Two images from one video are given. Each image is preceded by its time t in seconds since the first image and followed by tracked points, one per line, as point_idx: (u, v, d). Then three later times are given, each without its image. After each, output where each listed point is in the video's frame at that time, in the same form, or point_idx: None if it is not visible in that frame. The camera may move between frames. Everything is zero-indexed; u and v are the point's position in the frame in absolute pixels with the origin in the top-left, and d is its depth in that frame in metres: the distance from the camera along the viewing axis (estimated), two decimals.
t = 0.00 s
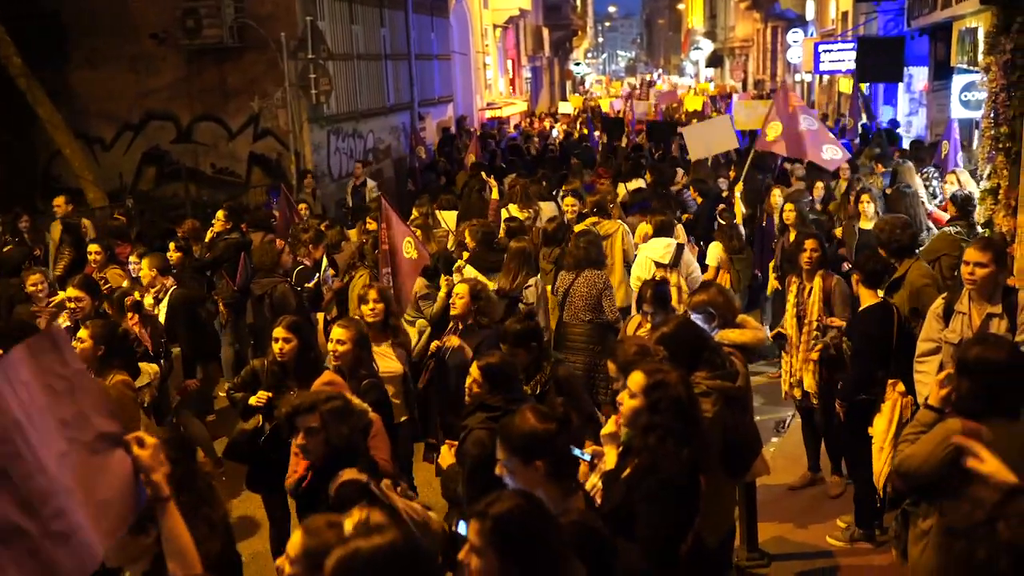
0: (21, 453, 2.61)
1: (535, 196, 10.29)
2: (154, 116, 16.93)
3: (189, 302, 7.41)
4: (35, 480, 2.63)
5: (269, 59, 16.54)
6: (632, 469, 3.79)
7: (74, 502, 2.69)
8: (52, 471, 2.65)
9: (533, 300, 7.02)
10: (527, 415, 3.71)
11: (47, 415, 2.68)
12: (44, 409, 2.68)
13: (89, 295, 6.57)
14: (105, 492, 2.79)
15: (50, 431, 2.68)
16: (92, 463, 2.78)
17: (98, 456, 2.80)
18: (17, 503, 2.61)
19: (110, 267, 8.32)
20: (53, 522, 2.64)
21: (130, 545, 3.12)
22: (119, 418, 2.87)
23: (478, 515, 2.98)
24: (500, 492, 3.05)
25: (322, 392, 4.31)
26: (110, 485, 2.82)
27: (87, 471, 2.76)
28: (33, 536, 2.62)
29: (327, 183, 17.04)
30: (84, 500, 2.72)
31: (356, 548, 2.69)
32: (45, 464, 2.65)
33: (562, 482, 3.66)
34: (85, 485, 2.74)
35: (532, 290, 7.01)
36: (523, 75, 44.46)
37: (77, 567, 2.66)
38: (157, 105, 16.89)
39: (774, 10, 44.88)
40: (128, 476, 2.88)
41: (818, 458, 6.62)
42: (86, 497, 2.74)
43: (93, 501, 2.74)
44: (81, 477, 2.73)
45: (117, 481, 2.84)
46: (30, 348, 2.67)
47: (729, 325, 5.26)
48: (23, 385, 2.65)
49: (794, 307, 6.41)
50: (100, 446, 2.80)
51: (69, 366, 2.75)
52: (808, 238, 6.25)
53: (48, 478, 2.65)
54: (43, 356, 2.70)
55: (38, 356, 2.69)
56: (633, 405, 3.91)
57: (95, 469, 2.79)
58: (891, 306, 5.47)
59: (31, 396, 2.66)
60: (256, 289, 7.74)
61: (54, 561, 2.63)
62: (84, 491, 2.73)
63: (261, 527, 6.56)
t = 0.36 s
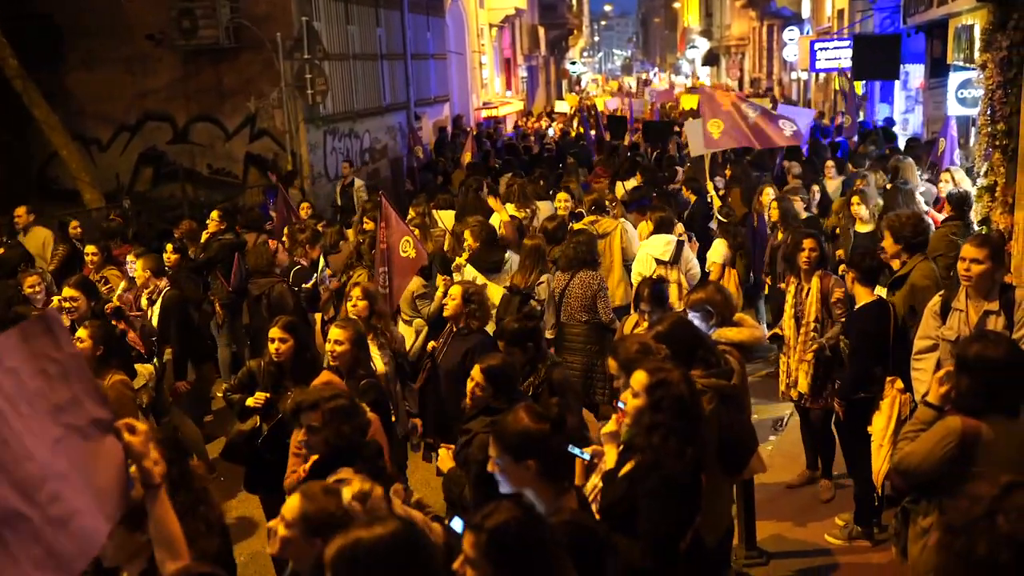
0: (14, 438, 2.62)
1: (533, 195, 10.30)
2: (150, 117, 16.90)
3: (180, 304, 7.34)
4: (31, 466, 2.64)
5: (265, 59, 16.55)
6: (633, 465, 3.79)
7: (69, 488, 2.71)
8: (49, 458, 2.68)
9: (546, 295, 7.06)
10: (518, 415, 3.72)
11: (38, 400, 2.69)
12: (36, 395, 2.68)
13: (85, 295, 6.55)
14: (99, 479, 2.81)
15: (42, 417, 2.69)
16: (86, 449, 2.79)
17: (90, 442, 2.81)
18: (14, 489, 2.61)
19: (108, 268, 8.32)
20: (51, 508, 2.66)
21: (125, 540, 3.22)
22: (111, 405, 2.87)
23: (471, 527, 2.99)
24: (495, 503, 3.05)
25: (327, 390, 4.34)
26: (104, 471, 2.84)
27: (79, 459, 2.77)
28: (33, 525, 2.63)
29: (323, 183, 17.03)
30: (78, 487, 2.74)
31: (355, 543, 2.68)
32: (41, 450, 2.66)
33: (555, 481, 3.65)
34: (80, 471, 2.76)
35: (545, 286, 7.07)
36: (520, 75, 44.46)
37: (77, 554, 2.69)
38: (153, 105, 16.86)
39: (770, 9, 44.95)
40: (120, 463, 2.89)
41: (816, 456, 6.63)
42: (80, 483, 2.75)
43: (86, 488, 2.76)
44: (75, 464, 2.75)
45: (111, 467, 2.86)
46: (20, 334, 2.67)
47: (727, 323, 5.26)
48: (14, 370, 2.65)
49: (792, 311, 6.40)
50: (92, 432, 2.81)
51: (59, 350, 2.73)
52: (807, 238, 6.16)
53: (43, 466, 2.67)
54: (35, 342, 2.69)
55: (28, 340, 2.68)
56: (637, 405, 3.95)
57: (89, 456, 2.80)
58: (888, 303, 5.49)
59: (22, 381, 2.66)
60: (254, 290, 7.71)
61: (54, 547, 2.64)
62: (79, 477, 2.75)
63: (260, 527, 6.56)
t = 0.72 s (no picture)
0: (21, 446, 2.53)
1: (534, 195, 10.31)
2: (151, 118, 16.90)
3: (179, 307, 7.28)
4: (39, 475, 2.55)
5: (266, 60, 16.56)
6: (634, 465, 3.78)
7: (76, 496, 2.63)
8: (54, 467, 2.58)
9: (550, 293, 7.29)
10: (500, 420, 3.70)
11: (45, 408, 2.59)
12: (42, 402, 2.59)
13: (86, 296, 6.55)
14: (103, 486, 2.72)
15: (48, 424, 2.59)
16: (89, 457, 2.70)
17: (91, 449, 2.72)
18: (23, 497, 2.52)
19: (109, 268, 8.34)
20: (58, 517, 2.57)
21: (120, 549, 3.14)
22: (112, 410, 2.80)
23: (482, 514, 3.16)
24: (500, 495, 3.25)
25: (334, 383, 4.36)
26: (106, 479, 2.74)
27: (84, 465, 2.68)
28: (38, 534, 2.53)
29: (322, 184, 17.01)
30: (83, 494, 2.65)
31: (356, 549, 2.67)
32: (44, 459, 2.56)
33: (527, 478, 3.63)
34: (83, 480, 2.66)
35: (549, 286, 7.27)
36: (520, 75, 44.42)
37: (85, 564, 2.60)
38: (154, 107, 16.86)
39: (770, 8, 45.03)
40: (119, 469, 2.79)
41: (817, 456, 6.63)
42: (85, 491, 2.67)
43: (90, 497, 2.66)
44: (79, 472, 2.65)
45: (111, 474, 2.76)
46: (22, 341, 2.57)
47: (728, 322, 5.26)
48: (20, 379, 2.55)
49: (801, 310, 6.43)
50: (95, 440, 2.73)
51: (66, 359, 2.64)
52: (810, 240, 6.25)
53: (51, 474, 2.58)
54: (43, 348, 2.58)
55: (33, 346, 2.58)
56: (638, 405, 3.95)
57: (93, 462, 2.71)
58: (886, 303, 5.49)
59: (28, 389, 2.56)
60: (255, 291, 7.71)
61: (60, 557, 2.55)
62: (85, 485, 2.66)
63: (261, 528, 6.56)
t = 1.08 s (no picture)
0: (49, 438, 2.52)
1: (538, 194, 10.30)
2: (154, 117, 16.83)
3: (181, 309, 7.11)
4: (63, 469, 2.55)
5: (270, 60, 16.65)
6: (639, 462, 3.77)
7: (89, 492, 2.64)
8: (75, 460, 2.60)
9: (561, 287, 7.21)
10: (488, 416, 3.68)
11: (65, 400, 2.61)
12: (62, 395, 2.60)
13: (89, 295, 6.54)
14: (106, 484, 2.73)
15: (66, 420, 2.60)
16: (97, 454, 2.71)
17: (98, 445, 2.73)
18: (51, 490, 2.50)
19: (112, 268, 8.39)
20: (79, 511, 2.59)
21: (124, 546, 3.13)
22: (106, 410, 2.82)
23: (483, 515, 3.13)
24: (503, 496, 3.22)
25: (338, 382, 4.36)
26: (109, 475, 2.76)
27: (93, 458, 2.70)
28: (65, 527, 2.53)
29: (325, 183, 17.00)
30: (96, 489, 2.67)
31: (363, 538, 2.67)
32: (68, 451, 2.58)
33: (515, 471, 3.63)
34: (94, 475, 2.68)
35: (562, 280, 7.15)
36: (522, 74, 44.39)
37: (100, 560, 2.62)
38: (156, 106, 16.85)
39: (773, 7, 45.04)
40: (118, 466, 2.81)
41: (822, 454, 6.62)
42: (96, 486, 2.68)
43: (101, 492, 2.68)
44: (91, 465, 2.67)
45: (112, 470, 2.78)
46: (43, 333, 2.62)
47: (732, 320, 5.24)
48: (43, 370, 2.57)
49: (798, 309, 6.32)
50: (100, 437, 2.74)
51: (74, 353, 2.68)
52: (806, 245, 6.42)
53: (72, 468, 2.58)
54: (60, 340, 2.63)
55: (51, 338, 2.63)
56: (643, 402, 3.87)
57: (99, 460, 2.72)
58: (890, 301, 5.49)
59: (50, 381, 2.58)
60: (258, 290, 7.72)
61: (82, 551, 2.56)
62: (95, 479, 2.68)
63: (266, 527, 6.55)
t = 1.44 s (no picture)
0: (71, 428, 2.59)
1: (551, 192, 10.29)
2: (168, 117, 16.98)
3: (204, 308, 7.22)
4: (92, 455, 2.63)
5: (283, 58, 16.62)
6: (656, 459, 3.77)
7: (120, 477, 2.69)
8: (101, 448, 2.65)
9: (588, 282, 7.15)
10: (514, 415, 3.59)
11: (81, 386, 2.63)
12: (79, 381, 2.63)
13: (106, 294, 6.56)
14: (134, 469, 2.76)
15: (85, 408, 2.64)
16: (124, 441, 2.74)
17: (122, 433, 2.73)
18: (86, 475, 2.60)
19: (126, 267, 8.43)
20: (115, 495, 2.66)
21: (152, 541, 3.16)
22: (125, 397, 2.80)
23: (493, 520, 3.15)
24: (515, 501, 3.23)
25: (355, 383, 4.38)
26: (135, 463, 2.76)
27: (118, 446, 2.71)
28: (102, 510, 2.62)
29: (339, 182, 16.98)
30: (124, 476, 2.70)
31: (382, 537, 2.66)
32: (94, 440, 2.63)
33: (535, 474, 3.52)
34: (122, 462, 2.71)
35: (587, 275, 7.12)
36: (535, 73, 44.37)
37: (144, 541, 2.69)
38: (171, 106, 16.95)
39: (787, 5, 44.90)
40: (143, 450, 2.80)
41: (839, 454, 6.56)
42: (124, 472, 2.71)
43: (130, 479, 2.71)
44: (118, 453, 2.70)
45: (138, 456, 2.78)
46: (50, 323, 2.60)
47: (746, 319, 5.21)
48: (52, 364, 2.58)
49: (794, 314, 6.17)
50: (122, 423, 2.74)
51: (79, 348, 2.64)
52: (800, 246, 6.07)
53: (99, 454, 2.64)
54: (62, 335, 2.60)
55: (52, 337, 2.59)
56: (657, 403, 3.95)
57: (125, 446, 2.74)
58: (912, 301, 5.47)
59: (66, 368, 2.60)
60: (273, 289, 7.75)
61: (124, 532, 2.65)
62: (121, 466, 2.70)
63: (281, 526, 6.58)
